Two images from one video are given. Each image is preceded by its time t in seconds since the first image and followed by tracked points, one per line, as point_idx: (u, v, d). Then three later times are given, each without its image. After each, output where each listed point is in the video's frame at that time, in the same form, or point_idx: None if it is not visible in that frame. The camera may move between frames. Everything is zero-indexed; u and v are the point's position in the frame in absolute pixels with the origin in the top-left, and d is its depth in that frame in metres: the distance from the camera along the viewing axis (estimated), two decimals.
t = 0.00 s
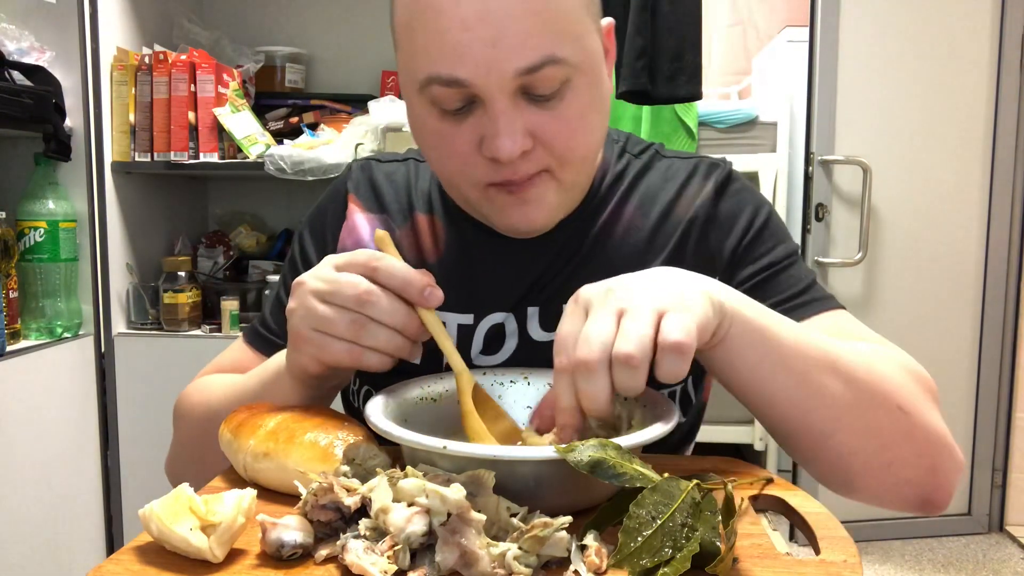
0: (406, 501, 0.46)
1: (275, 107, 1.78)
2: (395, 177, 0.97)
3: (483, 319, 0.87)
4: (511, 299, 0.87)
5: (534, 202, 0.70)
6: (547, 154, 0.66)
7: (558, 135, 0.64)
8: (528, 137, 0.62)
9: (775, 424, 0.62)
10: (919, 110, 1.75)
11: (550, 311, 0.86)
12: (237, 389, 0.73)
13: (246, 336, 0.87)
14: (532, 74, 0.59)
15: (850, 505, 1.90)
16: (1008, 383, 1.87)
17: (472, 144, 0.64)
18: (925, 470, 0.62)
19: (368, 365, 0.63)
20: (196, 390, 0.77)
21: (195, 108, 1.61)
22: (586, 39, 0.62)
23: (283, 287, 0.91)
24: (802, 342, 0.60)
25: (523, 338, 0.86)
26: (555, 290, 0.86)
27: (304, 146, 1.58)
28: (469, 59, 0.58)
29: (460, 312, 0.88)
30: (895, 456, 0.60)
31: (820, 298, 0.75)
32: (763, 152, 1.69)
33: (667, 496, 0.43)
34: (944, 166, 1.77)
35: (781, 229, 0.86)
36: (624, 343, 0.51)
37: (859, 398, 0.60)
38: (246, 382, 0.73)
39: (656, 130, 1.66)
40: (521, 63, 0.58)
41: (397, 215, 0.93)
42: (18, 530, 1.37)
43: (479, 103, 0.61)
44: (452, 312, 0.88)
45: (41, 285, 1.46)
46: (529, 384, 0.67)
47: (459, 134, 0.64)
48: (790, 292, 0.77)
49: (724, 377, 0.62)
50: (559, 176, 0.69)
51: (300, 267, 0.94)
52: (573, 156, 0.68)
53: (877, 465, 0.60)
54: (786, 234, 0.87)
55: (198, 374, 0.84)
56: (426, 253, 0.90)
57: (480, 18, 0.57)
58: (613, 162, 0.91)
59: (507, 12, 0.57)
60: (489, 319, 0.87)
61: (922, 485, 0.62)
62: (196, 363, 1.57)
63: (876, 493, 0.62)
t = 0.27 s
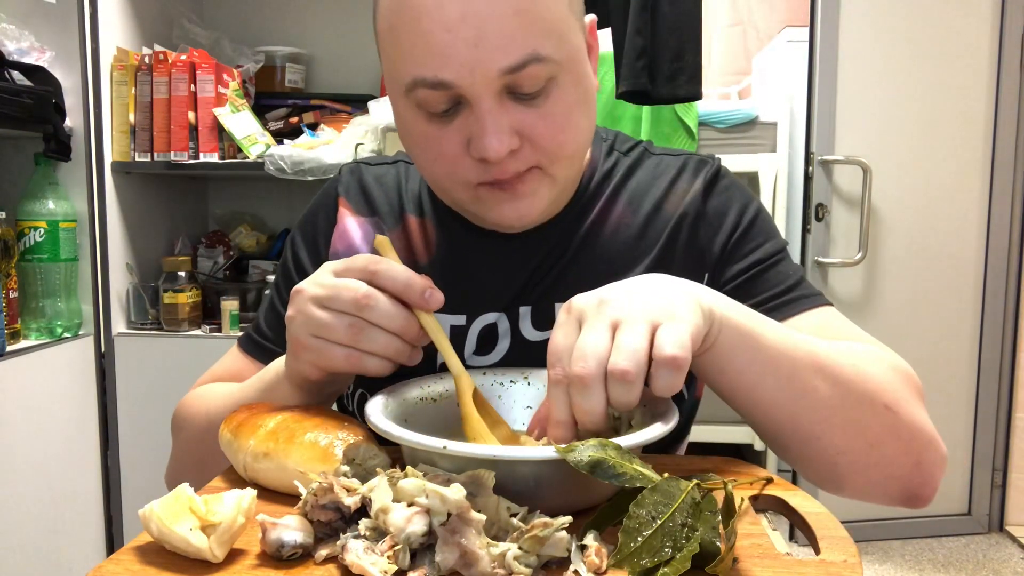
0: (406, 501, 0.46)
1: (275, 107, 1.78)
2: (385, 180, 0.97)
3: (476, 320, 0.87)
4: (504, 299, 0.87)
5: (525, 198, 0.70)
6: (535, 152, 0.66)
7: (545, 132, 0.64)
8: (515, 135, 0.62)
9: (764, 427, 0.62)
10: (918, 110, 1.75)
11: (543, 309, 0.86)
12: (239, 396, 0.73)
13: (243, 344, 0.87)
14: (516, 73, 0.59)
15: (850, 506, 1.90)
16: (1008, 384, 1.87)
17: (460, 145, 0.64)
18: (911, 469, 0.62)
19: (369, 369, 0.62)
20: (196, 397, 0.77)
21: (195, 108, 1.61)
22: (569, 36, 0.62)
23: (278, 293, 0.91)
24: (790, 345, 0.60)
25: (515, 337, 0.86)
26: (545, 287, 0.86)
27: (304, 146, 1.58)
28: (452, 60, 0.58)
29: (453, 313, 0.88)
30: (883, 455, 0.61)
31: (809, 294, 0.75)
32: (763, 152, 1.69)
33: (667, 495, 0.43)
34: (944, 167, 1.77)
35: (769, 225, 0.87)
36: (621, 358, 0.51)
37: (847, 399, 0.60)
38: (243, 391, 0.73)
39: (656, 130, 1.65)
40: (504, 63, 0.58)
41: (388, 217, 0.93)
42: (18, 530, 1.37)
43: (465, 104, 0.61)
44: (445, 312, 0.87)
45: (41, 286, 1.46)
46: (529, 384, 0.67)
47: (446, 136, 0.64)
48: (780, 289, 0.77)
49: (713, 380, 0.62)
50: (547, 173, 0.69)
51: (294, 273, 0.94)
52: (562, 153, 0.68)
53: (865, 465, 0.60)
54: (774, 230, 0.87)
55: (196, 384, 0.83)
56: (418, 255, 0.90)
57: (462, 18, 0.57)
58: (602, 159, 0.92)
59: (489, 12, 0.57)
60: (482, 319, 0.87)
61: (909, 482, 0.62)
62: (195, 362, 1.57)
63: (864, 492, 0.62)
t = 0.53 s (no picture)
0: (406, 501, 0.46)
1: (275, 107, 1.78)
2: (381, 181, 0.98)
3: (473, 319, 0.87)
4: (501, 298, 0.87)
5: (518, 200, 0.71)
6: (528, 152, 0.66)
7: (537, 130, 0.64)
8: (507, 132, 0.62)
9: (761, 423, 0.62)
10: (918, 110, 1.75)
11: (539, 308, 0.86)
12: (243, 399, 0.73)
13: (242, 348, 0.87)
14: (506, 69, 0.59)
15: (850, 505, 1.90)
16: (1008, 384, 1.87)
17: (453, 142, 0.64)
18: (907, 464, 0.62)
19: (372, 368, 0.62)
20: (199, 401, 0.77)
21: (195, 108, 1.61)
22: (559, 32, 0.62)
23: (278, 296, 0.91)
24: (788, 342, 0.60)
25: (512, 336, 0.86)
26: (541, 286, 0.86)
27: (304, 146, 1.58)
28: (444, 58, 0.58)
29: (451, 312, 0.88)
30: (880, 451, 0.61)
31: (805, 291, 0.75)
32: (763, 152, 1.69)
33: (668, 495, 0.43)
34: (944, 167, 1.77)
35: (765, 223, 0.87)
36: (614, 362, 0.51)
37: (845, 396, 0.60)
38: (246, 394, 0.73)
39: (656, 130, 1.66)
40: (494, 60, 0.58)
41: (385, 217, 0.93)
42: (18, 530, 1.37)
43: (457, 101, 0.61)
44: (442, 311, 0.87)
45: (41, 285, 1.46)
46: (529, 383, 0.67)
47: (438, 135, 0.64)
48: (777, 286, 0.77)
49: (711, 377, 0.62)
50: (541, 173, 0.69)
51: (292, 275, 0.93)
52: (554, 153, 0.68)
53: (861, 461, 0.61)
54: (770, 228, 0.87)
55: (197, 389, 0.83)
56: (413, 254, 0.89)
57: (453, 17, 0.57)
58: (598, 158, 0.92)
59: (479, 10, 0.57)
60: (479, 318, 0.87)
61: (904, 477, 0.63)
62: (195, 362, 1.57)
63: (860, 487, 0.63)
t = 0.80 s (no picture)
0: (406, 502, 0.46)
1: (275, 107, 1.78)
2: (381, 181, 0.98)
3: (473, 318, 0.87)
4: (501, 297, 0.87)
5: (518, 198, 0.70)
6: (528, 148, 0.65)
7: (536, 127, 0.64)
8: (507, 130, 0.62)
9: (770, 421, 0.61)
10: (918, 110, 1.75)
11: (539, 308, 0.86)
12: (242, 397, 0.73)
13: (243, 348, 0.87)
14: (506, 67, 0.59)
15: (850, 506, 1.90)
16: (1008, 384, 1.87)
17: (453, 140, 0.64)
18: (909, 466, 0.63)
19: (371, 367, 0.62)
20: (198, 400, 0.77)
21: (195, 108, 1.61)
22: (559, 29, 0.62)
23: (278, 296, 0.91)
24: (804, 340, 0.59)
25: (513, 336, 0.86)
26: (542, 286, 0.87)
27: (304, 146, 1.58)
28: (444, 56, 0.58)
29: (451, 312, 0.87)
30: (885, 452, 0.61)
31: (807, 295, 0.75)
32: (763, 152, 1.70)
33: (668, 495, 0.43)
34: (944, 167, 1.78)
35: (767, 226, 0.87)
36: (635, 340, 0.51)
37: (857, 396, 0.59)
38: (245, 393, 0.73)
39: (656, 130, 1.66)
40: (495, 57, 0.58)
41: (385, 217, 0.93)
42: (18, 531, 1.37)
43: (457, 100, 0.61)
44: (442, 311, 0.87)
45: (41, 285, 1.46)
46: (529, 383, 0.67)
47: (439, 133, 0.64)
48: (780, 289, 0.77)
49: (723, 373, 0.61)
50: (541, 172, 0.69)
51: (292, 275, 0.94)
52: (554, 149, 0.68)
53: (867, 461, 0.61)
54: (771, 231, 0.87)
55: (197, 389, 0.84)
56: (414, 254, 0.89)
57: (452, 15, 0.57)
58: (600, 158, 0.92)
59: (478, 9, 0.57)
60: (480, 318, 0.87)
61: (905, 478, 0.63)
62: (195, 362, 1.57)
63: (863, 487, 0.63)
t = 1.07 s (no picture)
0: (406, 501, 0.46)
1: (275, 107, 1.78)
2: (384, 181, 0.98)
3: (477, 320, 0.87)
4: (504, 300, 0.87)
5: (531, 194, 0.70)
6: (541, 143, 0.65)
7: (549, 123, 0.64)
8: (521, 124, 0.62)
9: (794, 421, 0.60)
10: (918, 111, 1.75)
11: (542, 310, 0.86)
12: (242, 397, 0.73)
13: (245, 347, 0.87)
14: (521, 61, 0.59)
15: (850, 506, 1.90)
16: (1008, 384, 1.87)
17: (467, 136, 0.64)
18: (909, 484, 0.63)
19: (368, 369, 0.62)
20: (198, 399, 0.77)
21: (195, 108, 1.61)
22: (572, 25, 0.62)
23: (279, 297, 0.91)
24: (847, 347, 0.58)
25: (516, 339, 0.86)
26: (546, 289, 0.87)
27: (304, 146, 1.58)
28: (459, 52, 0.58)
29: (454, 313, 0.88)
30: (890, 467, 0.61)
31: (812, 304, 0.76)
32: (763, 151, 1.70)
33: (668, 495, 0.43)
34: (945, 168, 1.78)
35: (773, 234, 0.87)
36: (664, 335, 0.52)
37: (881, 407, 0.59)
38: (245, 392, 0.73)
39: (656, 130, 1.66)
40: (509, 51, 0.58)
41: (389, 218, 0.93)
42: (18, 531, 1.37)
43: (472, 95, 0.61)
44: (446, 313, 0.87)
45: (42, 285, 1.46)
46: (529, 384, 0.67)
47: (453, 130, 0.64)
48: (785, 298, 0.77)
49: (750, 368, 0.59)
50: (554, 168, 0.69)
51: (294, 275, 0.94)
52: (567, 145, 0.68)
53: (874, 473, 0.61)
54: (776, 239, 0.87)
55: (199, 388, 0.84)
56: (418, 257, 0.90)
57: (466, 12, 0.57)
58: (608, 161, 0.91)
59: (489, 7, 0.57)
60: (483, 320, 0.87)
61: (902, 495, 0.64)
62: (195, 362, 1.57)
63: (863, 499, 0.63)
